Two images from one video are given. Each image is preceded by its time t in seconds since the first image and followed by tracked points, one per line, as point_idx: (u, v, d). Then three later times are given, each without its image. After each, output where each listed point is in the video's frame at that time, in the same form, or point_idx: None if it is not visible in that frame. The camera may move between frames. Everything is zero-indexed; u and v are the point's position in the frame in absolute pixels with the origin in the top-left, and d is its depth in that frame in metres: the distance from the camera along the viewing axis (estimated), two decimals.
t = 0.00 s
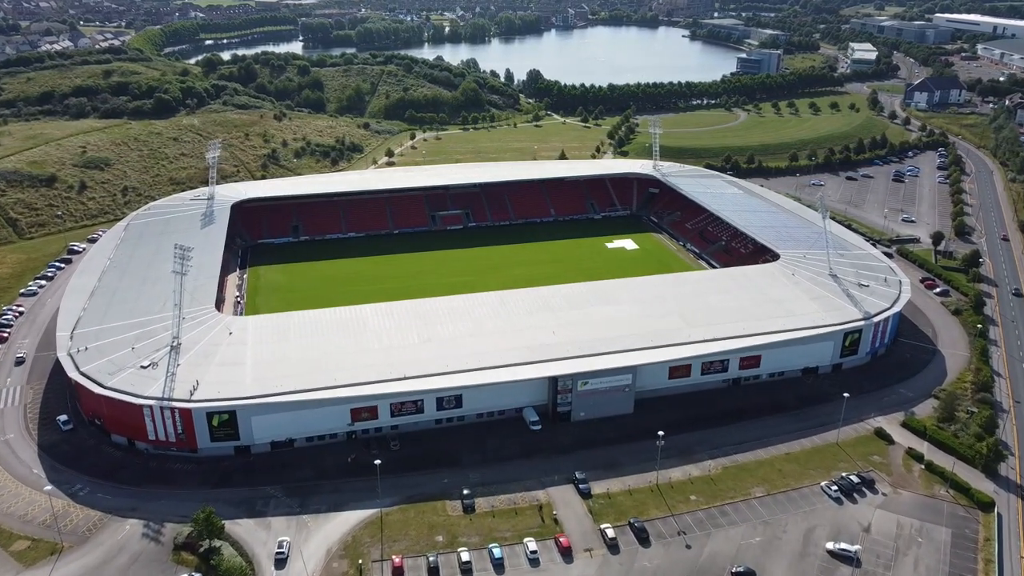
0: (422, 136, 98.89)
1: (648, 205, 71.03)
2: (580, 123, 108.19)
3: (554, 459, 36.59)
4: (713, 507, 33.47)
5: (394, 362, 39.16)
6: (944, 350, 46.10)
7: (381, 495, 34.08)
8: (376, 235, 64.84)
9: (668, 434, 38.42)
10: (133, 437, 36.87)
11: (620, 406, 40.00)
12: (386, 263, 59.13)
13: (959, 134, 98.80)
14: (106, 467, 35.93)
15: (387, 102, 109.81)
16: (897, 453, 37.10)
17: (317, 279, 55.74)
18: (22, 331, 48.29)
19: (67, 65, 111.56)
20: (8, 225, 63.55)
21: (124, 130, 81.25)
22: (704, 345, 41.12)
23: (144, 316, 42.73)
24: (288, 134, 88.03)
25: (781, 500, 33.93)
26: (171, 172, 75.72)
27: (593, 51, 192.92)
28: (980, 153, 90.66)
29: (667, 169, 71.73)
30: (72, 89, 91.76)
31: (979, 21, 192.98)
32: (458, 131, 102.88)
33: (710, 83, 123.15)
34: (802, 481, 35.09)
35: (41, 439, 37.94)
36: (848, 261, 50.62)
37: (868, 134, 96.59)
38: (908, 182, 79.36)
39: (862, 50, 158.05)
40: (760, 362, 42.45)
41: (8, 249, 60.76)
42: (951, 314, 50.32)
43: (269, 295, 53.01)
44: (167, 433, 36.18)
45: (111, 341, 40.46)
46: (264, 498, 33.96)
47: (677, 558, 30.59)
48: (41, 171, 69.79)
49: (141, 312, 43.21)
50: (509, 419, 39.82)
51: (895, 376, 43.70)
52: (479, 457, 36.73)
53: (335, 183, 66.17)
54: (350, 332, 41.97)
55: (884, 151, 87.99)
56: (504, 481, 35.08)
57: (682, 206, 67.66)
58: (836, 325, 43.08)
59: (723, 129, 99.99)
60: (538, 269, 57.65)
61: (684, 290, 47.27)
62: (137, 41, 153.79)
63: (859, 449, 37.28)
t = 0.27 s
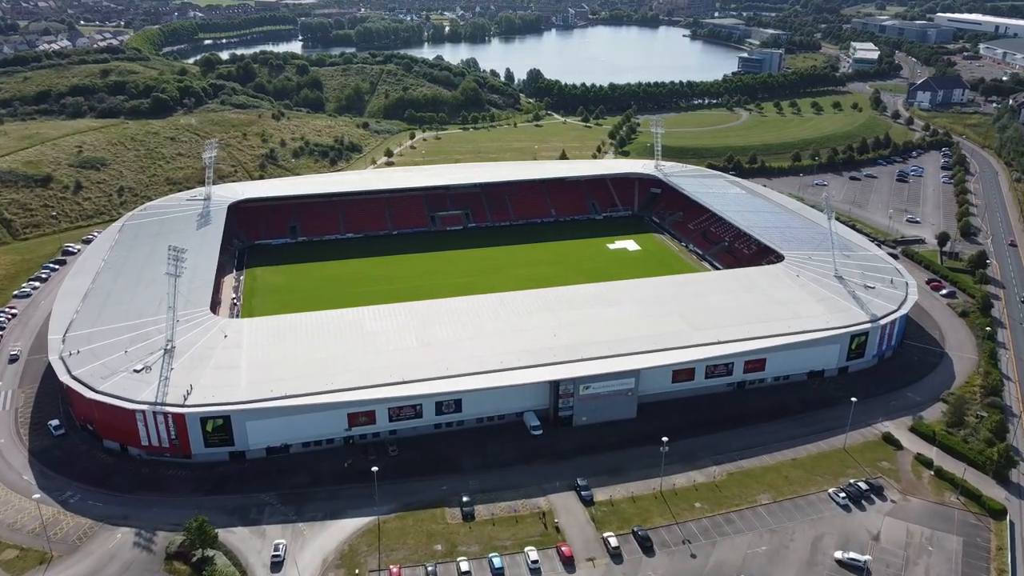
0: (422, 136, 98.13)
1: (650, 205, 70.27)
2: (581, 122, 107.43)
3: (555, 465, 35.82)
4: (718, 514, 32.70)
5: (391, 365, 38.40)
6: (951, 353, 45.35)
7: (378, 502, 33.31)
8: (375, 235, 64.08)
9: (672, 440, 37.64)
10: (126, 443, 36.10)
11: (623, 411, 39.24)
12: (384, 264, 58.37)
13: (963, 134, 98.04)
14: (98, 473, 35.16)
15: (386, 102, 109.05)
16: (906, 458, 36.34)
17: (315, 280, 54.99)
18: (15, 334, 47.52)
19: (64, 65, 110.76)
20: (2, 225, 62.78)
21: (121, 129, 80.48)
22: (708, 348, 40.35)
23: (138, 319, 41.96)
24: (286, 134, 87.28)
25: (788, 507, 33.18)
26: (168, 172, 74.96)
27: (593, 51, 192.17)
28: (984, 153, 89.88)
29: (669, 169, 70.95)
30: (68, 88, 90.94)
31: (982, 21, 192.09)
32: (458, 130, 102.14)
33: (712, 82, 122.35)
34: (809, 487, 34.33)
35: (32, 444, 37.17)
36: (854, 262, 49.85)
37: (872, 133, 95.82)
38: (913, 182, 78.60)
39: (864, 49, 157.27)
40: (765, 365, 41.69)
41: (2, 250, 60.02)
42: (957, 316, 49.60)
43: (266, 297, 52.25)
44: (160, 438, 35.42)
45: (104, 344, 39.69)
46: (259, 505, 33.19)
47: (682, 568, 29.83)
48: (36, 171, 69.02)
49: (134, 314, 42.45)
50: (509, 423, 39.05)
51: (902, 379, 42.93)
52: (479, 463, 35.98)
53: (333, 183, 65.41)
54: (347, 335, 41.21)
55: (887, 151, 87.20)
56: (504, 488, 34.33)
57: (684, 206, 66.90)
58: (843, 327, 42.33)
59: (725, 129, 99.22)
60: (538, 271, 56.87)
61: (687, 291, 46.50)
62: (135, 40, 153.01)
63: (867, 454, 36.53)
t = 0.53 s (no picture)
0: (421, 136, 97.36)
1: (652, 206, 69.51)
2: (581, 122, 106.65)
3: (557, 472, 35.04)
4: (724, 522, 31.93)
5: (389, 369, 37.61)
6: (959, 357, 44.58)
7: (375, 510, 32.54)
8: (374, 236, 63.30)
9: (676, 445, 36.88)
10: (118, 448, 35.33)
11: (626, 416, 38.47)
12: (383, 265, 57.62)
13: (967, 133, 97.29)
14: (89, 480, 34.38)
15: (386, 101, 108.26)
16: (915, 464, 35.57)
17: (313, 282, 54.22)
18: (7, 336, 46.74)
19: (62, 64, 109.96)
20: None
21: (117, 129, 79.72)
22: (712, 351, 39.58)
23: (131, 321, 41.18)
24: (284, 134, 86.50)
25: (795, 515, 32.40)
26: (165, 172, 74.20)
27: (594, 51, 191.35)
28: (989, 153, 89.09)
29: (671, 170, 70.18)
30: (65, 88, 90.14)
31: (984, 20, 191.19)
32: (457, 130, 101.38)
33: (713, 82, 121.55)
34: (817, 495, 33.56)
35: (22, 450, 36.38)
36: (860, 264, 49.07)
37: (875, 133, 95.02)
38: (917, 182, 77.82)
39: (866, 49, 156.44)
40: (771, 369, 40.92)
41: None
42: (965, 319, 48.86)
43: (263, 299, 51.49)
44: (153, 444, 34.64)
45: (96, 347, 38.92)
46: (254, 513, 32.42)
47: None
48: (31, 171, 68.25)
49: (128, 317, 41.68)
50: (509, 428, 38.27)
51: (910, 383, 42.15)
52: (479, 469, 35.21)
53: (331, 183, 64.63)
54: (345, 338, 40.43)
55: (891, 151, 86.41)
56: (505, 495, 33.56)
57: (687, 207, 66.13)
58: (849, 330, 41.57)
59: (727, 129, 98.46)
60: (539, 272, 56.10)
61: (691, 294, 45.72)
62: (134, 40, 152.19)
63: (875, 461, 35.76)
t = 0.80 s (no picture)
0: (421, 136, 96.73)
1: (654, 206, 68.87)
2: (582, 122, 106.02)
3: (558, 478, 34.39)
4: (728, 530, 31.27)
5: (388, 373, 36.96)
6: (967, 359, 43.93)
7: (373, 517, 31.87)
8: (372, 237, 62.64)
9: (679, 450, 36.22)
10: (111, 453, 34.67)
11: (628, 420, 37.83)
12: (382, 266, 56.96)
13: (970, 133, 96.69)
14: (81, 486, 33.72)
15: (385, 101, 107.60)
16: (923, 470, 34.92)
17: (311, 283, 53.58)
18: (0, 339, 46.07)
19: (59, 64, 109.30)
20: None
21: (114, 129, 79.03)
22: (716, 354, 38.92)
23: (126, 324, 40.54)
24: (283, 134, 85.85)
25: (802, 522, 31.75)
26: (162, 171, 73.52)
27: (594, 50, 190.65)
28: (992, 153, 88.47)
29: (673, 170, 69.52)
30: (61, 87, 89.44)
31: (985, 20, 190.56)
32: (457, 130, 100.77)
33: (715, 81, 120.89)
34: (823, 501, 32.90)
35: (13, 455, 35.72)
36: (865, 265, 48.40)
37: (878, 133, 94.40)
38: (921, 182, 77.19)
39: (867, 48, 155.77)
40: (775, 372, 40.26)
41: None
42: (971, 320, 48.22)
43: (260, 300, 50.84)
44: (146, 449, 33.99)
45: (90, 350, 38.26)
46: (249, 519, 31.75)
47: None
48: (26, 171, 67.58)
49: (122, 319, 41.03)
50: (510, 433, 37.61)
51: (916, 387, 41.49)
52: (478, 474, 34.56)
53: (329, 183, 63.99)
54: (342, 341, 39.78)
55: (894, 151, 85.77)
56: (505, 501, 32.91)
57: (689, 207, 65.47)
58: (855, 332, 40.92)
59: (728, 128, 97.81)
60: (539, 274, 55.43)
61: (693, 296, 45.07)
62: (132, 39, 151.51)
63: (882, 466, 35.12)
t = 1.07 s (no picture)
0: (420, 136, 95.96)
1: (656, 207, 68.10)
2: (582, 121, 105.25)
3: (559, 484, 33.62)
4: (734, 538, 30.52)
5: (386, 377, 36.20)
6: (975, 363, 43.17)
7: (370, 525, 31.10)
8: (371, 238, 61.88)
9: (683, 456, 35.46)
10: (102, 459, 33.91)
11: (630, 425, 37.06)
12: (381, 267, 56.22)
13: (974, 133, 95.94)
14: (72, 493, 32.97)
15: (385, 101, 106.82)
16: (933, 476, 34.16)
17: (308, 285, 52.82)
18: None
19: (56, 63, 108.51)
20: None
21: (110, 129, 78.26)
22: (721, 358, 38.17)
23: (118, 326, 39.79)
24: (281, 134, 85.07)
25: (809, 531, 30.98)
26: (158, 171, 72.73)
27: (594, 50, 189.84)
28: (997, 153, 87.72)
29: (675, 170, 68.75)
30: (57, 86, 88.65)
31: (987, 20, 189.81)
32: (457, 130, 100.02)
33: (716, 81, 120.12)
34: (831, 509, 32.15)
35: (3, 461, 34.96)
36: (871, 266, 47.64)
37: (881, 133, 93.65)
38: (925, 183, 76.46)
39: (869, 48, 154.95)
40: (781, 375, 39.50)
41: None
42: (979, 323, 47.47)
43: (257, 302, 50.10)
44: (138, 455, 33.23)
45: (82, 353, 37.50)
46: (243, 528, 31.00)
47: None
48: (21, 172, 66.82)
49: (115, 322, 40.27)
50: (510, 438, 36.85)
51: (924, 390, 40.74)
52: (478, 481, 33.79)
53: (328, 183, 63.24)
54: (339, 344, 39.01)
55: (897, 151, 84.99)
56: (505, 508, 32.15)
57: (691, 208, 64.70)
58: (862, 335, 40.16)
59: (730, 128, 97.04)
60: (540, 275, 54.67)
61: (697, 297, 44.31)
62: (131, 39, 150.77)
63: (891, 472, 34.36)
